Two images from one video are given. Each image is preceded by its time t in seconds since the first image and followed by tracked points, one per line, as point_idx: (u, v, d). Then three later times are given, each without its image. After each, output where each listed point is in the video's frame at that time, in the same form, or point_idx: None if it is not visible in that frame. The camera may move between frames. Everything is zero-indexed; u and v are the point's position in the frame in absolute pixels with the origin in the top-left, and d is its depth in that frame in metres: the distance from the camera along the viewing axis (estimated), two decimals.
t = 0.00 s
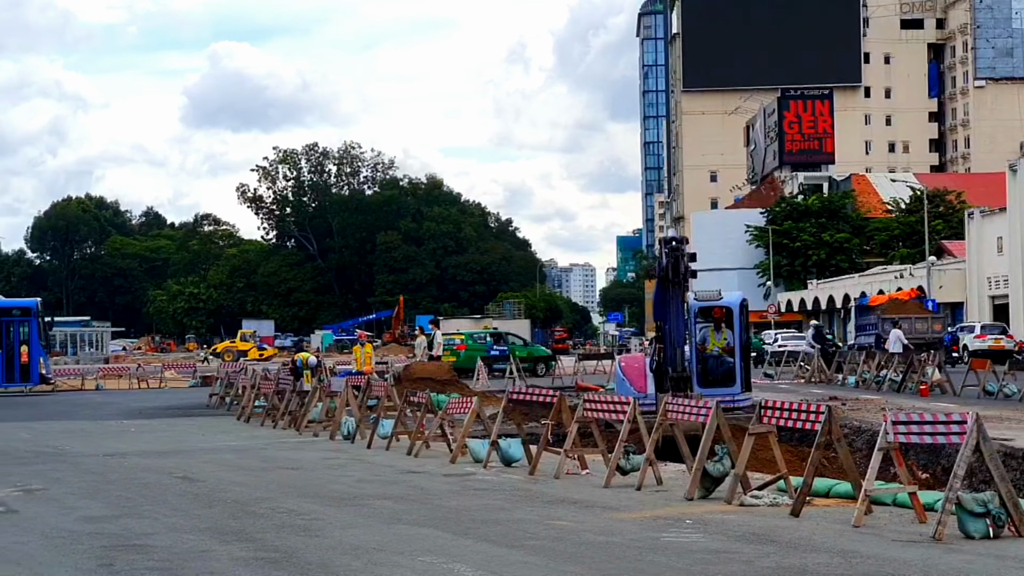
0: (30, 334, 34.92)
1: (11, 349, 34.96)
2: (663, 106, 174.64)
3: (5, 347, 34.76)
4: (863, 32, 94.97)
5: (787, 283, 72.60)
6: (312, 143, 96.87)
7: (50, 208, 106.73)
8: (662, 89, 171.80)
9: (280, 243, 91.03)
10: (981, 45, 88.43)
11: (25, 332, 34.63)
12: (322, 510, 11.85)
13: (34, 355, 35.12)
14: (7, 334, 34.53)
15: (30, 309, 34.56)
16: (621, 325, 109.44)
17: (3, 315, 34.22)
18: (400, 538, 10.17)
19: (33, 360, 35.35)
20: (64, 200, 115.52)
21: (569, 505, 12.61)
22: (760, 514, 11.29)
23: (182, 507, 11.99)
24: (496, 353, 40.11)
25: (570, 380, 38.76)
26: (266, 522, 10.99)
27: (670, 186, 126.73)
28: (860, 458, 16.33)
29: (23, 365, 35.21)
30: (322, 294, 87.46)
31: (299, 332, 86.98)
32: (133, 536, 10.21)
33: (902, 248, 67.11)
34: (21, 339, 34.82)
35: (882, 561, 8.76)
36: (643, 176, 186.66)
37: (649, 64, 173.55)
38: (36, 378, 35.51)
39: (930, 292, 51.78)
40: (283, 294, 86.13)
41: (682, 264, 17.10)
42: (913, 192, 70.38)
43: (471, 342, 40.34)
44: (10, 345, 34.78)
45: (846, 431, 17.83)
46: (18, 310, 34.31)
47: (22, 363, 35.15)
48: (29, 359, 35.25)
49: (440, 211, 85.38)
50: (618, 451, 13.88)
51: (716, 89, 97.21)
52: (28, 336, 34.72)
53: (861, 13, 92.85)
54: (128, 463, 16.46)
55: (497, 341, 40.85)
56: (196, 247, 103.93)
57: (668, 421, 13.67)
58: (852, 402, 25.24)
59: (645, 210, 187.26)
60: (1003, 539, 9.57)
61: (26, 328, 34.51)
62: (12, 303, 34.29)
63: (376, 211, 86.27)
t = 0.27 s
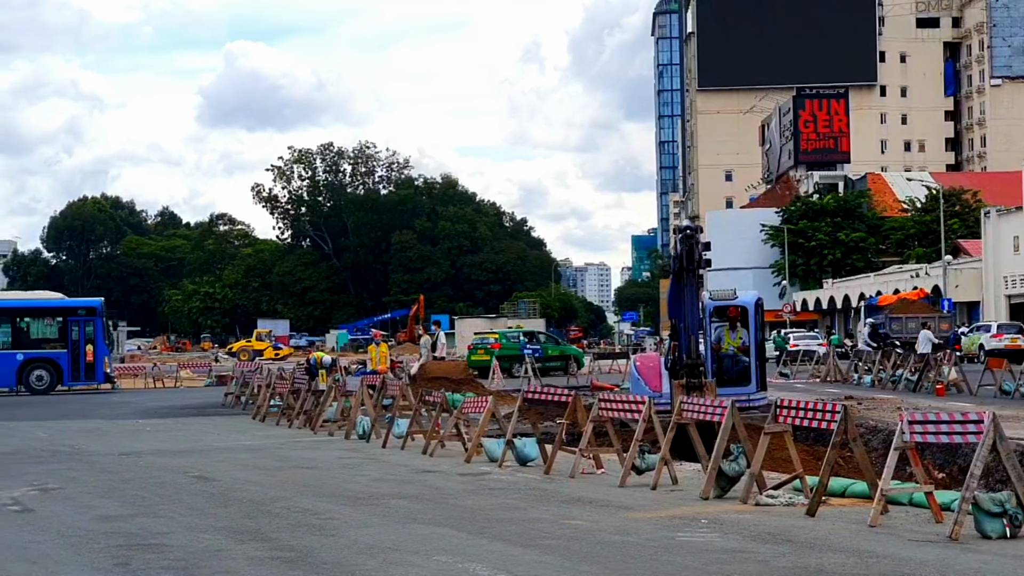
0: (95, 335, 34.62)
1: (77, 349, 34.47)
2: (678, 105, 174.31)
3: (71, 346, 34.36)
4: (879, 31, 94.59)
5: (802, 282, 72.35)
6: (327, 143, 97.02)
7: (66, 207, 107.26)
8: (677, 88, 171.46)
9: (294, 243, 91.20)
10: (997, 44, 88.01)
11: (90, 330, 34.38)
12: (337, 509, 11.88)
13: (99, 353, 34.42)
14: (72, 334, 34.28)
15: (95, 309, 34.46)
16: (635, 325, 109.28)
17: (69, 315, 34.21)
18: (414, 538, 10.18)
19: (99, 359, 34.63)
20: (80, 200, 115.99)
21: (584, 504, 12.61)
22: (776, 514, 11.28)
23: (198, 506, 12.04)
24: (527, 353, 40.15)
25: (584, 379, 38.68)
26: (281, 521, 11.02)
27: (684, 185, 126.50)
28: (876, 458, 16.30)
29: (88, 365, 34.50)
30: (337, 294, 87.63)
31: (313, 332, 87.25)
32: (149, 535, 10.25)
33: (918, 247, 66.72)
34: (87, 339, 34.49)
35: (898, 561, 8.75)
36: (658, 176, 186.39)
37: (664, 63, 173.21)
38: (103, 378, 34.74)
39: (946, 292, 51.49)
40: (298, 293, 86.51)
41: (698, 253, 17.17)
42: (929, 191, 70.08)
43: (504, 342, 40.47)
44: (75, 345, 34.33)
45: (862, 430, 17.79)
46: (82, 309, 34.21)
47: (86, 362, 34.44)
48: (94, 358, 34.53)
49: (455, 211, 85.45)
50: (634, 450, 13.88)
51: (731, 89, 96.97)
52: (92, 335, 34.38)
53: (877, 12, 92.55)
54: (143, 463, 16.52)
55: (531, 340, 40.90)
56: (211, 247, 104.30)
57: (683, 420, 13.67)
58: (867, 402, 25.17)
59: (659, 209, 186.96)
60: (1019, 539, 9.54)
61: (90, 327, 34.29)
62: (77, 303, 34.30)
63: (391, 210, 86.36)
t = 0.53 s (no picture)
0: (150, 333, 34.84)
1: (133, 348, 34.67)
2: (685, 105, 174.13)
3: (128, 345, 34.52)
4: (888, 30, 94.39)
5: (809, 282, 72.22)
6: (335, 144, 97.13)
7: (74, 208, 107.61)
8: (685, 88, 171.23)
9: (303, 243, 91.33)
10: (1006, 43, 87.79)
11: (145, 328, 34.62)
12: (345, 510, 11.89)
13: (156, 350, 34.64)
14: (128, 333, 34.49)
15: (150, 307, 34.70)
16: (643, 324, 109.17)
17: (125, 313, 34.42)
18: (422, 538, 10.20)
19: (155, 357, 34.86)
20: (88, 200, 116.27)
21: (593, 504, 12.61)
22: (784, 514, 11.27)
23: (206, 506, 12.07)
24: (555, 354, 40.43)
25: (593, 380, 38.54)
26: (289, 521, 11.05)
27: (692, 185, 126.36)
28: (884, 458, 16.25)
29: (145, 363, 34.67)
30: (345, 294, 87.70)
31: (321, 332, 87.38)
32: (157, 535, 10.28)
33: (927, 246, 66.48)
34: (143, 338, 34.70)
35: (907, 562, 8.74)
36: (666, 176, 186.25)
37: (672, 62, 173.03)
38: (159, 376, 34.97)
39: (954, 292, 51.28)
40: (307, 294, 86.69)
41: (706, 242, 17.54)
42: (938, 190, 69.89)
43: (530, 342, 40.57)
44: (132, 344, 34.51)
45: (871, 430, 17.74)
46: (139, 307, 34.45)
47: (143, 361, 34.65)
48: (150, 356, 34.74)
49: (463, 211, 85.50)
50: (642, 451, 13.87)
51: (740, 88, 96.84)
52: (148, 333, 34.61)
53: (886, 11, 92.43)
54: (152, 463, 16.55)
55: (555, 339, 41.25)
56: (220, 247, 104.52)
57: (692, 420, 13.64)
58: (876, 402, 25.11)
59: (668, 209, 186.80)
60: None
61: (147, 324, 34.52)
62: (132, 301, 34.52)
63: (400, 210, 86.41)
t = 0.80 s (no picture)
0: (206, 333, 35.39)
1: (190, 348, 35.18)
2: (695, 105, 173.95)
3: (185, 344, 35.09)
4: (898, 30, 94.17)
5: (819, 283, 72.06)
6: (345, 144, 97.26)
7: (85, 208, 108.03)
8: (695, 88, 170.97)
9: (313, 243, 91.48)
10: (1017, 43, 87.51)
11: (202, 328, 35.22)
12: (355, 510, 11.93)
13: (211, 349, 35.04)
14: (184, 332, 35.05)
15: (206, 306, 35.32)
16: (652, 325, 109.13)
17: (182, 312, 35.07)
18: (431, 538, 10.22)
19: (211, 356, 35.21)
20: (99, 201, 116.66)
21: (603, 504, 12.63)
22: (795, 515, 11.26)
23: (217, 506, 12.11)
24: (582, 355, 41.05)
25: (603, 380, 38.46)
26: (299, 522, 11.08)
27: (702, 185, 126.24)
28: (895, 458, 16.22)
29: (201, 362, 35.18)
30: (355, 294, 87.89)
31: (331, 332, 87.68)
32: (167, 536, 10.32)
33: (937, 246, 66.34)
34: (199, 336, 35.26)
35: (917, 562, 8.73)
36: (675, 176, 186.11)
37: (682, 62, 172.92)
38: (215, 374, 35.31)
39: (965, 292, 51.16)
40: (316, 294, 86.85)
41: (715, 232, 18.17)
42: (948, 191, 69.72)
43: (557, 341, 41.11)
44: (189, 343, 35.05)
45: (881, 431, 17.71)
46: (195, 306, 35.08)
47: (199, 359, 35.08)
48: (206, 355, 35.12)
49: (472, 211, 85.52)
50: (652, 451, 13.88)
51: (750, 89, 96.72)
52: (203, 331, 35.11)
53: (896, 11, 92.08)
54: (162, 463, 16.62)
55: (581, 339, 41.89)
56: (230, 248, 104.82)
57: (701, 421, 13.65)
58: (886, 402, 25.07)
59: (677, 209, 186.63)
60: None
61: (203, 323, 35.13)
62: (189, 301, 35.17)
63: (410, 211, 86.49)
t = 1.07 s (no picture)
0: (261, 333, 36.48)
1: (246, 348, 36.25)
2: (706, 106, 173.80)
3: (241, 343, 36.14)
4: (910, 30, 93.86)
5: (832, 282, 71.84)
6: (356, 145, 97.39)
7: (97, 209, 108.54)
8: (707, 88, 170.61)
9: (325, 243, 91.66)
10: None
11: (257, 327, 36.34)
12: (368, 510, 11.96)
13: (268, 349, 36.20)
14: (241, 331, 36.16)
15: (261, 307, 36.50)
16: (665, 325, 109.04)
17: (238, 313, 36.20)
18: (444, 539, 10.24)
19: (267, 356, 36.35)
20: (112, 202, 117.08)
21: (615, 505, 12.64)
22: (807, 515, 11.26)
23: (229, 507, 12.16)
24: (608, 356, 41.71)
25: (615, 381, 38.67)
26: (311, 522, 11.12)
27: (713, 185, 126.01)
28: (908, 458, 16.18)
29: (257, 361, 36.23)
30: (367, 294, 88.10)
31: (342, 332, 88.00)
32: (180, 536, 10.36)
33: (950, 246, 66.05)
34: (255, 336, 36.34)
35: (932, 564, 8.69)
36: (687, 176, 185.91)
37: (693, 63, 172.67)
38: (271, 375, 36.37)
39: (977, 292, 50.94)
40: (327, 295, 87.02)
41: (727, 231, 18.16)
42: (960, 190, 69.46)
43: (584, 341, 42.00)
44: (245, 342, 36.11)
45: (894, 431, 17.68)
46: (252, 307, 36.23)
47: (256, 359, 36.20)
48: (263, 355, 36.27)
49: (484, 211, 85.59)
50: (663, 451, 13.88)
51: (761, 89, 96.60)
52: (260, 331, 36.27)
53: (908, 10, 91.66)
54: (175, 463, 16.70)
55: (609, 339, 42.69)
56: (242, 248, 105.12)
57: (713, 421, 13.65)
58: (899, 402, 25.01)
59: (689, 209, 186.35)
60: None
61: (259, 323, 36.24)
62: (246, 301, 36.32)
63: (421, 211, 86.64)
